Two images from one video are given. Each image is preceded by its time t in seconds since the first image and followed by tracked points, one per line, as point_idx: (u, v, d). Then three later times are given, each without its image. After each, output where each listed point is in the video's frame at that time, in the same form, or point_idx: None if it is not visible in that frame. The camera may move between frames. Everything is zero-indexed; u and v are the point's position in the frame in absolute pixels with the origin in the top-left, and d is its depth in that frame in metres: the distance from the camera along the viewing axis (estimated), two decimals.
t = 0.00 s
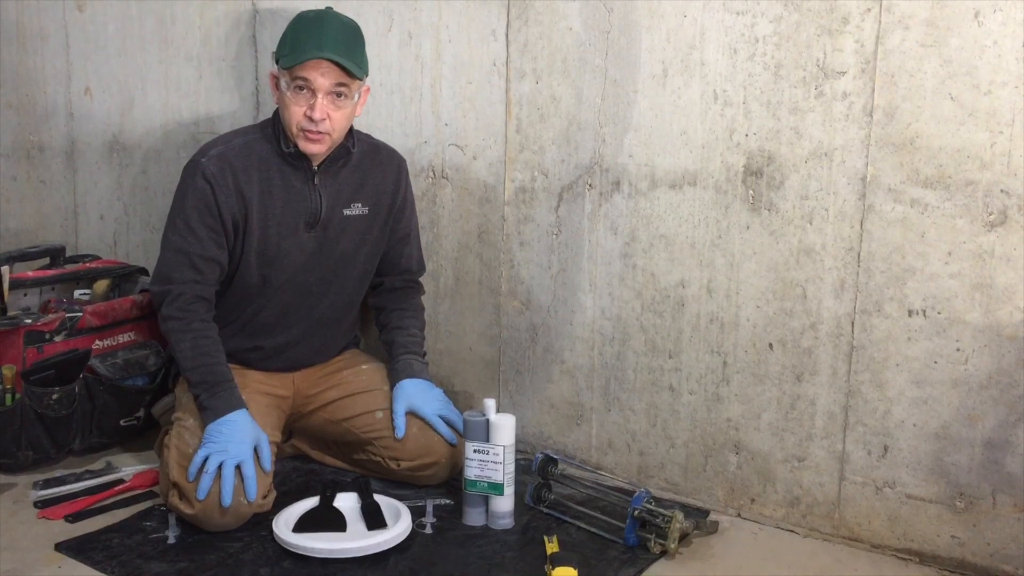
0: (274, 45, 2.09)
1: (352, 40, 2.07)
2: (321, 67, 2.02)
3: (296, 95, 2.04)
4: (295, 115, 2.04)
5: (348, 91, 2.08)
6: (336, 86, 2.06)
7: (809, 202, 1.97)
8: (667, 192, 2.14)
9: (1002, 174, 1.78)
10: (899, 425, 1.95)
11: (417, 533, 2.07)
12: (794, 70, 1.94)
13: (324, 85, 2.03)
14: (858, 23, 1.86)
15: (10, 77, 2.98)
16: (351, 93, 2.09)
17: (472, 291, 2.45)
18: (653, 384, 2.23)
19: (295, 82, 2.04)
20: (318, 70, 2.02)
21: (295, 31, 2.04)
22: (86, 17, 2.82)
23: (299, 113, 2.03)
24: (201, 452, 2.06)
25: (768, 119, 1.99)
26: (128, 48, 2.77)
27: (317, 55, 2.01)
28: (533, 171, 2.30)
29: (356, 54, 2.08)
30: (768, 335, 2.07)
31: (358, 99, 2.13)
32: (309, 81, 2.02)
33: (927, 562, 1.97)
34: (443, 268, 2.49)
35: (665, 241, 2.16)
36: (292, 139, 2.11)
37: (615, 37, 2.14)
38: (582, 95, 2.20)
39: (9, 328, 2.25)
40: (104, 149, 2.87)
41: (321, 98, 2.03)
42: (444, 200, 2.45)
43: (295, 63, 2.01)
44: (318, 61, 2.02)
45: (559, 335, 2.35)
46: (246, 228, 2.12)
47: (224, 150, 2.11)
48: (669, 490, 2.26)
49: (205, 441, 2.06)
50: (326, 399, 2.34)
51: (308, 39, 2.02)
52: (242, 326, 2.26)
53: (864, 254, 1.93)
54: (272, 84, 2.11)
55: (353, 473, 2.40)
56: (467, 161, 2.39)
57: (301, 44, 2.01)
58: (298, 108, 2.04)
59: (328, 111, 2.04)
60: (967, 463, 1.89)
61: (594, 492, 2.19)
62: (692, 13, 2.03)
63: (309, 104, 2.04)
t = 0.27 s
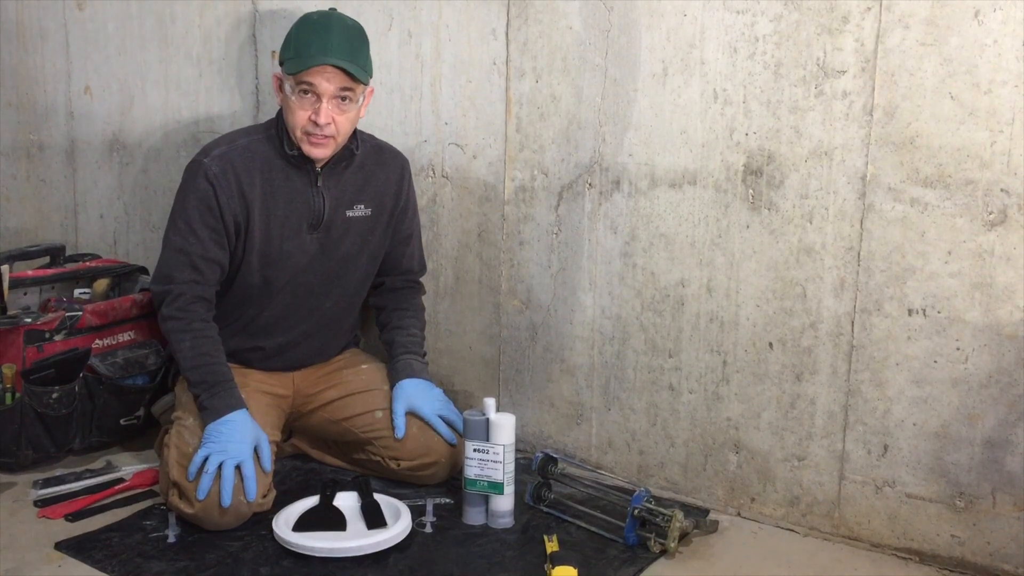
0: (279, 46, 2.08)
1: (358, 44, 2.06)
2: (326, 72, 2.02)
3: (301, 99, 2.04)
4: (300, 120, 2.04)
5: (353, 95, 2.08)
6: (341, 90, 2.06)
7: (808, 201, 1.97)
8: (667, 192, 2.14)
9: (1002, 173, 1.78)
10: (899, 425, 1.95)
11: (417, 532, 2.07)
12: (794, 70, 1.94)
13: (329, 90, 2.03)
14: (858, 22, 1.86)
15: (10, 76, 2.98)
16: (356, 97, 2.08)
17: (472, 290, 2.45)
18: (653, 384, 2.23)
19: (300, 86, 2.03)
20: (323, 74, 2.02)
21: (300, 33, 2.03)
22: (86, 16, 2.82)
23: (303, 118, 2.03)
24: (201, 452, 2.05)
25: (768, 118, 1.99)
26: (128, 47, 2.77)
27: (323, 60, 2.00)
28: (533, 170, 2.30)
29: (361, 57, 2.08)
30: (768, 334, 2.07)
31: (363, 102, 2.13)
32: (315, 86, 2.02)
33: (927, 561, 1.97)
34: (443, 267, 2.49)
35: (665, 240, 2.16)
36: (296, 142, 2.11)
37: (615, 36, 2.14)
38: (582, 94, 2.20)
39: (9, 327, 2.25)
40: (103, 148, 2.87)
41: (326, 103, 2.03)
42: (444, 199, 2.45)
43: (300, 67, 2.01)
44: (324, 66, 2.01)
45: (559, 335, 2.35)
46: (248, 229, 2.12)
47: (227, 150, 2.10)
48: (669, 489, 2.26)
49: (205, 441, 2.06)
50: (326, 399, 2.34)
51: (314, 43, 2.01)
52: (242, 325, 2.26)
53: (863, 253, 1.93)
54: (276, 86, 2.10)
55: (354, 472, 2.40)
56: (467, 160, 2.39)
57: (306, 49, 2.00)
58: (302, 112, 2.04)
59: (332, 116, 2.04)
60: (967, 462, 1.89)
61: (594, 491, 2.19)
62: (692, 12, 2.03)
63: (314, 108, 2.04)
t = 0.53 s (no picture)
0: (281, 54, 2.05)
1: (362, 52, 2.06)
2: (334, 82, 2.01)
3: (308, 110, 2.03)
4: (308, 130, 2.03)
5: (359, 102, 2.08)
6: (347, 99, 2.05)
7: (808, 201, 1.97)
8: (667, 191, 2.14)
9: (1002, 173, 1.78)
10: (899, 424, 1.95)
11: (417, 532, 2.07)
12: (794, 69, 1.94)
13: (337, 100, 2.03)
14: (858, 22, 1.86)
15: (10, 76, 2.98)
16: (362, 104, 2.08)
17: (473, 290, 2.45)
18: (654, 384, 2.23)
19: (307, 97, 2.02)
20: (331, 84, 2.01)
21: (306, 42, 2.01)
22: (86, 16, 2.82)
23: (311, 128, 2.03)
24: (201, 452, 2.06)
25: (768, 118, 1.99)
26: (128, 47, 2.77)
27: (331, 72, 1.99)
28: (533, 170, 2.30)
29: (366, 65, 2.07)
30: (768, 334, 2.07)
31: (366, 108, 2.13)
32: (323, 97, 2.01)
33: (927, 561, 1.97)
34: (443, 267, 2.49)
35: (665, 240, 2.16)
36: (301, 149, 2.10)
37: (615, 36, 2.14)
38: (582, 93, 2.20)
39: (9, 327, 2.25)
40: (103, 148, 2.87)
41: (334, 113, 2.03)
42: (445, 199, 2.45)
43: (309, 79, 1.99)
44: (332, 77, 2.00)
45: (559, 334, 2.35)
46: (247, 231, 2.11)
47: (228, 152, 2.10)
48: (669, 489, 2.26)
49: (205, 441, 2.06)
50: (326, 399, 2.34)
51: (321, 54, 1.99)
52: (242, 326, 2.26)
53: (863, 253, 1.93)
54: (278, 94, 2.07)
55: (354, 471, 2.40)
56: (467, 159, 2.39)
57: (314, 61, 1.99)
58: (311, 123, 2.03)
59: (341, 125, 2.04)
60: (967, 462, 1.89)
61: (595, 491, 2.19)
62: (692, 12, 2.03)
63: (321, 118, 2.03)
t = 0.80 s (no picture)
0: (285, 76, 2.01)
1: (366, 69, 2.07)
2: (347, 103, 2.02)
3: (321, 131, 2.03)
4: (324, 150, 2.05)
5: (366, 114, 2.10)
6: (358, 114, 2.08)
7: (808, 201, 1.97)
8: (667, 191, 2.13)
9: (1002, 173, 1.78)
10: (898, 424, 1.95)
11: (417, 532, 2.07)
12: (793, 69, 1.94)
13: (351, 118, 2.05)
14: (858, 21, 1.86)
15: (10, 76, 2.98)
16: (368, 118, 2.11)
17: (472, 291, 2.45)
18: (654, 383, 2.23)
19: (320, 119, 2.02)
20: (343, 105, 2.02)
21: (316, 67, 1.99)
22: (86, 16, 2.81)
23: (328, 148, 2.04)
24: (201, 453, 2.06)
25: (768, 118, 1.99)
26: (127, 47, 2.77)
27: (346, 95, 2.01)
28: (533, 170, 2.30)
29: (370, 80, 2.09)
30: (768, 334, 2.07)
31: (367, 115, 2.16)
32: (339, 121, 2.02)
33: (927, 561, 1.97)
34: (442, 267, 2.49)
35: (665, 240, 2.16)
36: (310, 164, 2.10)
37: (614, 36, 2.14)
38: (582, 93, 2.20)
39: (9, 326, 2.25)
40: (103, 149, 2.87)
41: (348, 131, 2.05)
42: (444, 199, 2.45)
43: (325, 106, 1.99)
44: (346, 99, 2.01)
45: (559, 334, 2.35)
46: (239, 232, 2.11)
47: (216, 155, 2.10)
48: (669, 489, 2.26)
49: (205, 442, 2.06)
50: (326, 399, 2.34)
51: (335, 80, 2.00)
52: (242, 327, 2.25)
53: (863, 253, 1.93)
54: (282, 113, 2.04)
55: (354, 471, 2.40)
56: (467, 159, 2.39)
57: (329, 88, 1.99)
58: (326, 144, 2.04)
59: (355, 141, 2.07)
60: (966, 462, 1.89)
61: (594, 491, 2.19)
62: (691, 12, 2.03)
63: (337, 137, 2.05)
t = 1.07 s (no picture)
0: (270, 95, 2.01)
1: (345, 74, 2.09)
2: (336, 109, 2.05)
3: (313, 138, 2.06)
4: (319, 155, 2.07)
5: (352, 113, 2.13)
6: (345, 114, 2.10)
7: (808, 201, 1.97)
8: (667, 191, 2.13)
9: (1001, 173, 1.78)
10: (898, 424, 1.95)
11: (417, 532, 2.07)
12: (794, 69, 1.94)
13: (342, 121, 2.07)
14: (858, 21, 1.86)
15: (10, 77, 2.98)
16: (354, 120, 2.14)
17: (472, 291, 2.45)
18: (653, 383, 2.23)
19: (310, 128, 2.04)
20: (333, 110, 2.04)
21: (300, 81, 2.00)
22: (86, 16, 2.81)
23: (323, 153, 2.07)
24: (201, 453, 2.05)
25: (768, 118, 1.99)
26: (127, 47, 2.77)
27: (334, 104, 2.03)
28: (532, 170, 2.30)
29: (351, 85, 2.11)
30: (768, 334, 2.07)
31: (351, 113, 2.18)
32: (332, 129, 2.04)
33: (926, 561, 1.97)
34: (441, 266, 2.49)
35: (665, 239, 2.16)
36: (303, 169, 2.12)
37: (614, 36, 2.13)
38: (581, 93, 2.20)
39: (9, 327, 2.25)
40: (103, 149, 2.87)
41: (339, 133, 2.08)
42: (444, 199, 2.45)
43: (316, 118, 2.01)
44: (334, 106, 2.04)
45: (558, 334, 2.35)
46: (222, 234, 2.13)
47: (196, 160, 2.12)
48: (669, 489, 2.26)
49: (205, 441, 2.06)
50: (326, 399, 2.34)
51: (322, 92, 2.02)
52: (241, 327, 2.25)
53: (863, 253, 1.93)
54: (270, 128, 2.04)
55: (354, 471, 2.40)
56: (467, 159, 2.39)
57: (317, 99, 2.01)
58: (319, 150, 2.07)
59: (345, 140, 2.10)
60: (966, 462, 1.89)
61: (594, 491, 2.20)
62: (691, 12, 2.03)
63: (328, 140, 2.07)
